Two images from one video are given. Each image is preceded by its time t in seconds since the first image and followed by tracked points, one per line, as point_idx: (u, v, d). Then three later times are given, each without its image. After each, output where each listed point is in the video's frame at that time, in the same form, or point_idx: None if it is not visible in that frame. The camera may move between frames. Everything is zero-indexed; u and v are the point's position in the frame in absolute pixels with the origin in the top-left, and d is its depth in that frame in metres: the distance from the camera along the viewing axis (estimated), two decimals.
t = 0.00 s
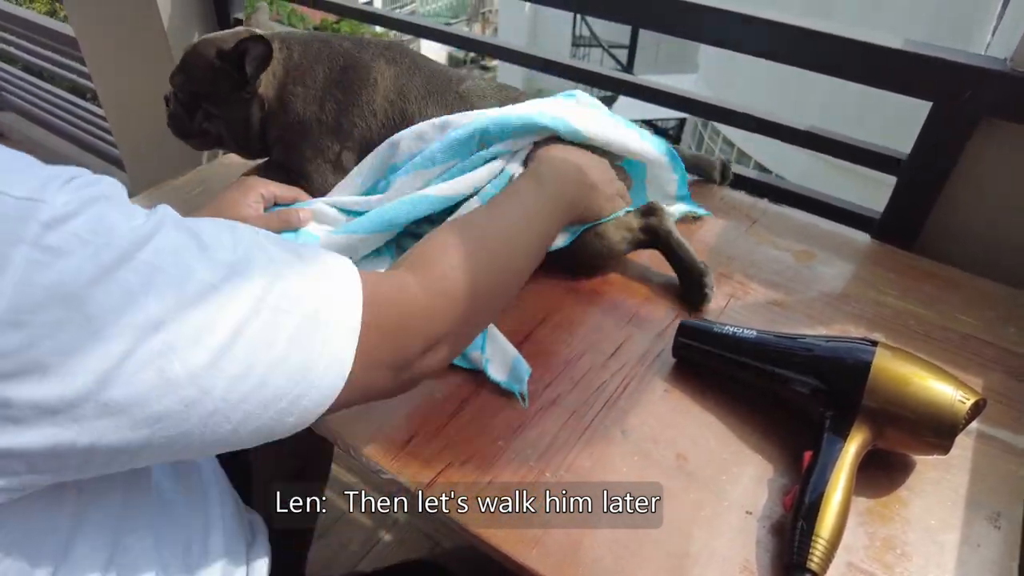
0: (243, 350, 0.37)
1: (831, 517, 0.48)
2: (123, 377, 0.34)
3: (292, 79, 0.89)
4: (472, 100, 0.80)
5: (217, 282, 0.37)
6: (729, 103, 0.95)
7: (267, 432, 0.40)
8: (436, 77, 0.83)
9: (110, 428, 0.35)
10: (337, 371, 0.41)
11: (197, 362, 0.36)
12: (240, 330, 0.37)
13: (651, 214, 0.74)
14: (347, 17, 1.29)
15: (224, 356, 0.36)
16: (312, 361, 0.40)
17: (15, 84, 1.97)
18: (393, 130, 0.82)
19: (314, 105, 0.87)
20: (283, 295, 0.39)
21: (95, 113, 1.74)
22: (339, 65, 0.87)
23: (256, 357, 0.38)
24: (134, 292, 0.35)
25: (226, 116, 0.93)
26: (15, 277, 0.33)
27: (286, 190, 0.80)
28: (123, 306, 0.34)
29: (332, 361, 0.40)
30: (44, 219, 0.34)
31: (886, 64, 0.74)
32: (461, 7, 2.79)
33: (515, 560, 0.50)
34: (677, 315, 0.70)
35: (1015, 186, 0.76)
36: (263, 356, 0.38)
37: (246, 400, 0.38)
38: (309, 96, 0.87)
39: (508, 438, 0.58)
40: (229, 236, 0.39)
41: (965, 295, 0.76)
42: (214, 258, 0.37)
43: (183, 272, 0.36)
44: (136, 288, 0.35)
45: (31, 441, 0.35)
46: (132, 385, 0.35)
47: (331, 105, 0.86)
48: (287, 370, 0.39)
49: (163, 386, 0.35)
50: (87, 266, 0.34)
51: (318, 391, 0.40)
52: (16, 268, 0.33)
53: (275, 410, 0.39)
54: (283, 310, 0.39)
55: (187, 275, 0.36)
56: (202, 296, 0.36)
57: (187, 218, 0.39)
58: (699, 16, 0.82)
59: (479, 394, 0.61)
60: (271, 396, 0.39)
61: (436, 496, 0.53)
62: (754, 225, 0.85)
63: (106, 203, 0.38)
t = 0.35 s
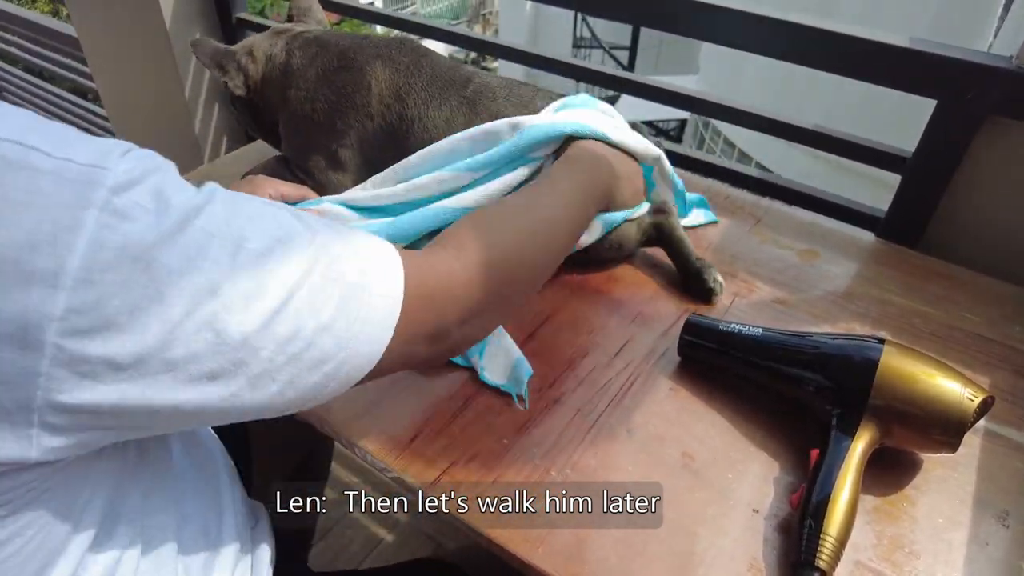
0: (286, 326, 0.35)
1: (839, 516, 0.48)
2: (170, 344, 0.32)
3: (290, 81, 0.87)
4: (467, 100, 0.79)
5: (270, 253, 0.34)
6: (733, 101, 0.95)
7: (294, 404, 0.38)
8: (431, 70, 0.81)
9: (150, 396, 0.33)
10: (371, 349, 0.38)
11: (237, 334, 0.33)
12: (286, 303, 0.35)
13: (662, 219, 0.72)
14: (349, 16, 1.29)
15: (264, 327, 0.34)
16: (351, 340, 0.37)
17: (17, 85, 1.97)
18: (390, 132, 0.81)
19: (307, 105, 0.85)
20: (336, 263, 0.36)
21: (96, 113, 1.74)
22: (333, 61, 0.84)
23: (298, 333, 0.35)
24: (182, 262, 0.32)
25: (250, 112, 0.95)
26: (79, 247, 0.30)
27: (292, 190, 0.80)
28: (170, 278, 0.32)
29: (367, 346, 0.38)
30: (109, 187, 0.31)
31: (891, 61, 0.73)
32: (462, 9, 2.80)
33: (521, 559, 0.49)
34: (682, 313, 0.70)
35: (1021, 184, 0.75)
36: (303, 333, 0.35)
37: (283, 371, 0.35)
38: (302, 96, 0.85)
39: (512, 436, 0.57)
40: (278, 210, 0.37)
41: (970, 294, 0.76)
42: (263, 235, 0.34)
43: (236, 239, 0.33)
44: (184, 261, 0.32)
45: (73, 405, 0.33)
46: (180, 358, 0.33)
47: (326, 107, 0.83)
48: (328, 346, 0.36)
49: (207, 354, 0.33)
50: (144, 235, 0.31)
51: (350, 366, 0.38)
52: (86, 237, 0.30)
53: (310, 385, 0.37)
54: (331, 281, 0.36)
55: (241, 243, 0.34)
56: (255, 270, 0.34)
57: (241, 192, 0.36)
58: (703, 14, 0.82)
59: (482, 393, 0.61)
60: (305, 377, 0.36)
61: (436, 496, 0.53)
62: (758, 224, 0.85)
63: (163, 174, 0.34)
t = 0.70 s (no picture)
0: (275, 334, 0.34)
1: (835, 520, 0.48)
2: (160, 330, 0.32)
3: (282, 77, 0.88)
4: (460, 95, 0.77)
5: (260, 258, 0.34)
6: (732, 103, 0.94)
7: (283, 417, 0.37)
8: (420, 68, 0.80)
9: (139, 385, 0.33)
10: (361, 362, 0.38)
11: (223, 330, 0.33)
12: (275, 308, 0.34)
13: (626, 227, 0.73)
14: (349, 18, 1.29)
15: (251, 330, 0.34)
16: (341, 352, 0.37)
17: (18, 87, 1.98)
18: (376, 126, 0.79)
19: (294, 98, 0.85)
20: (327, 273, 0.36)
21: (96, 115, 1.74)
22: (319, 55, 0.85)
23: (286, 339, 0.35)
24: (169, 253, 0.32)
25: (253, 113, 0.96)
26: (71, 238, 0.30)
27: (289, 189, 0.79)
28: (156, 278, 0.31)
29: (355, 359, 0.37)
30: (104, 179, 0.31)
31: (889, 64, 0.73)
32: (463, 10, 2.80)
33: (516, 563, 0.49)
34: (679, 316, 0.70)
35: (1020, 186, 0.75)
36: (290, 340, 0.35)
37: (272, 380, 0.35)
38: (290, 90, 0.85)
39: (509, 440, 0.57)
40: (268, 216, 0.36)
41: (969, 296, 0.75)
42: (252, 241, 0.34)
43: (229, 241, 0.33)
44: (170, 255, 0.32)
45: (60, 399, 0.32)
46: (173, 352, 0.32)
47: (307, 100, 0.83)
48: (315, 354, 0.36)
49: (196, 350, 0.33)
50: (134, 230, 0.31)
51: (337, 386, 0.37)
52: (75, 230, 0.30)
53: (299, 396, 0.37)
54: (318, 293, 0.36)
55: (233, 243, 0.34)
56: (243, 270, 0.33)
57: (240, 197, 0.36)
58: (701, 16, 0.82)
59: (480, 397, 0.61)
60: (290, 388, 0.36)
61: (436, 497, 0.53)
62: (756, 227, 0.85)
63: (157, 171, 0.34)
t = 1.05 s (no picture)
0: (277, 307, 0.37)
1: (835, 521, 0.48)
2: (168, 286, 0.34)
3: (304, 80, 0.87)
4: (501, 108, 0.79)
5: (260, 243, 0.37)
6: (732, 105, 0.94)
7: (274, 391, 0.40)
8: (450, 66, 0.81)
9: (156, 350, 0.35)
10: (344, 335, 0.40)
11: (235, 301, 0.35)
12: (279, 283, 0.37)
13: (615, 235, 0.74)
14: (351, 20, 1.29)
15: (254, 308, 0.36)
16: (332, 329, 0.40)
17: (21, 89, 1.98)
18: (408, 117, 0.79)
19: (310, 99, 0.85)
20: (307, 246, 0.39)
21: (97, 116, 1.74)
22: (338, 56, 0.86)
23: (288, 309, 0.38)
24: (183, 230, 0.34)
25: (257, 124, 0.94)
26: (99, 204, 0.31)
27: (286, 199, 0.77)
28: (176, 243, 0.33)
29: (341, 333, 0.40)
30: (119, 155, 0.33)
31: (888, 65, 0.73)
32: (464, 10, 2.80)
33: (517, 563, 0.49)
34: (679, 317, 0.70)
35: (1020, 187, 0.75)
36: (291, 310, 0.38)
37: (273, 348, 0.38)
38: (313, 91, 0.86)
39: (509, 441, 0.57)
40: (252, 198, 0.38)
41: (969, 297, 0.76)
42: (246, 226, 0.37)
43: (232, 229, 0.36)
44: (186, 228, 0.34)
45: (92, 346, 0.33)
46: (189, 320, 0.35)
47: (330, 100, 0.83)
48: (311, 325, 0.39)
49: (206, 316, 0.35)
50: (152, 201, 0.33)
51: (323, 357, 0.40)
52: (101, 198, 0.32)
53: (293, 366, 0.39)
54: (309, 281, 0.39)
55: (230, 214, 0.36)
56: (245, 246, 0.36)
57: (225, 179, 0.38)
58: (701, 17, 0.82)
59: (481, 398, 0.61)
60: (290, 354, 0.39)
61: (436, 497, 0.53)
62: (756, 228, 0.85)
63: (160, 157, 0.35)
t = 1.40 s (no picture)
0: (246, 317, 0.36)
1: (834, 521, 0.48)
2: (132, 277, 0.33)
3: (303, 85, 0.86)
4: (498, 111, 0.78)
5: (235, 251, 0.36)
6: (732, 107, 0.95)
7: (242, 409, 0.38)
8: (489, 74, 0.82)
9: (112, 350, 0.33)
10: (321, 351, 0.39)
11: (200, 299, 0.34)
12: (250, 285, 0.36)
13: (605, 237, 0.74)
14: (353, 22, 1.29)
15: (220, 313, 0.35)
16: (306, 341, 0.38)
17: (24, 91, 1.99)
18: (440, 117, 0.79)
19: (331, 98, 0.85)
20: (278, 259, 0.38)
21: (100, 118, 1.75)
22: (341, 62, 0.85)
23: (258, 316, 0.36)
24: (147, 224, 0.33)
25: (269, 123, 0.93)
26: (54, 192, 0.31)
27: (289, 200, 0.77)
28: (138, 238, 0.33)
29: (320, 348, 0.39)
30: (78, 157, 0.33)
31: (888, 67, 0.73)
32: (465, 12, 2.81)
33: (517, 563, 0.49)
34: (680, 318, 0.70)
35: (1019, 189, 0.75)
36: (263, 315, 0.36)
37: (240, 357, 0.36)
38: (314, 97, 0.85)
39: (510, 441, 0.57)
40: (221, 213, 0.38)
41: (969, 298, 0.76)
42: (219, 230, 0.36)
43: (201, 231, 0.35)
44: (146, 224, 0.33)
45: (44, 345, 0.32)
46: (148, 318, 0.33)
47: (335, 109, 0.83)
48: (281, 332, 0.37)
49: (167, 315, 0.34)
50: (112, 192, 0.33)
51: (303, 369, 0.38)
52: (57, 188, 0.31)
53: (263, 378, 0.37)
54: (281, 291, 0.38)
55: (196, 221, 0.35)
56: (219, 253, 0.35)
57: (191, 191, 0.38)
58: (701, 19, 0.82)
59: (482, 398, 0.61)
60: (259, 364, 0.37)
61: (436, 497, 0.53)
62: (756, 229, 0.85)
63: (127, 160, 0.35)
